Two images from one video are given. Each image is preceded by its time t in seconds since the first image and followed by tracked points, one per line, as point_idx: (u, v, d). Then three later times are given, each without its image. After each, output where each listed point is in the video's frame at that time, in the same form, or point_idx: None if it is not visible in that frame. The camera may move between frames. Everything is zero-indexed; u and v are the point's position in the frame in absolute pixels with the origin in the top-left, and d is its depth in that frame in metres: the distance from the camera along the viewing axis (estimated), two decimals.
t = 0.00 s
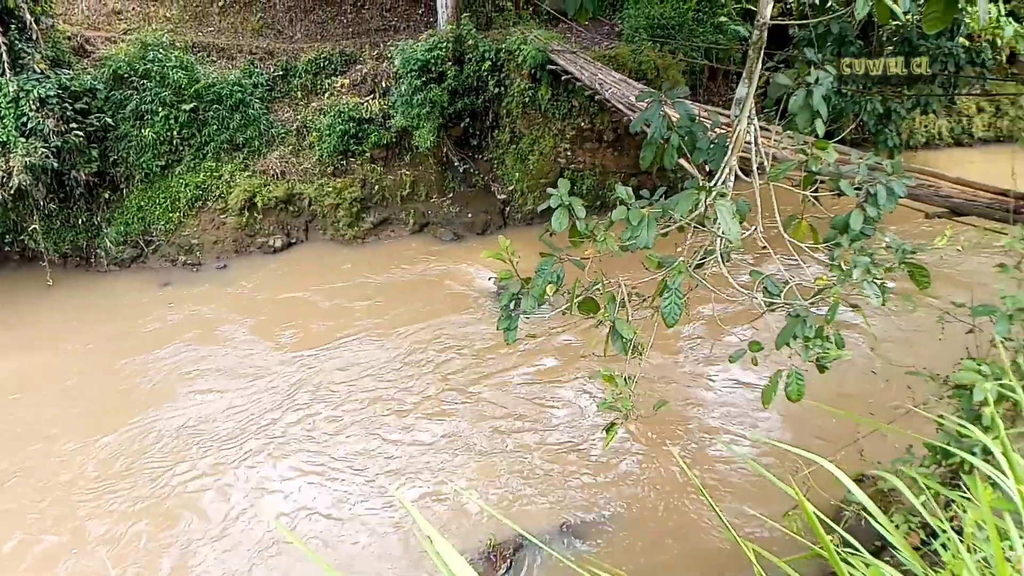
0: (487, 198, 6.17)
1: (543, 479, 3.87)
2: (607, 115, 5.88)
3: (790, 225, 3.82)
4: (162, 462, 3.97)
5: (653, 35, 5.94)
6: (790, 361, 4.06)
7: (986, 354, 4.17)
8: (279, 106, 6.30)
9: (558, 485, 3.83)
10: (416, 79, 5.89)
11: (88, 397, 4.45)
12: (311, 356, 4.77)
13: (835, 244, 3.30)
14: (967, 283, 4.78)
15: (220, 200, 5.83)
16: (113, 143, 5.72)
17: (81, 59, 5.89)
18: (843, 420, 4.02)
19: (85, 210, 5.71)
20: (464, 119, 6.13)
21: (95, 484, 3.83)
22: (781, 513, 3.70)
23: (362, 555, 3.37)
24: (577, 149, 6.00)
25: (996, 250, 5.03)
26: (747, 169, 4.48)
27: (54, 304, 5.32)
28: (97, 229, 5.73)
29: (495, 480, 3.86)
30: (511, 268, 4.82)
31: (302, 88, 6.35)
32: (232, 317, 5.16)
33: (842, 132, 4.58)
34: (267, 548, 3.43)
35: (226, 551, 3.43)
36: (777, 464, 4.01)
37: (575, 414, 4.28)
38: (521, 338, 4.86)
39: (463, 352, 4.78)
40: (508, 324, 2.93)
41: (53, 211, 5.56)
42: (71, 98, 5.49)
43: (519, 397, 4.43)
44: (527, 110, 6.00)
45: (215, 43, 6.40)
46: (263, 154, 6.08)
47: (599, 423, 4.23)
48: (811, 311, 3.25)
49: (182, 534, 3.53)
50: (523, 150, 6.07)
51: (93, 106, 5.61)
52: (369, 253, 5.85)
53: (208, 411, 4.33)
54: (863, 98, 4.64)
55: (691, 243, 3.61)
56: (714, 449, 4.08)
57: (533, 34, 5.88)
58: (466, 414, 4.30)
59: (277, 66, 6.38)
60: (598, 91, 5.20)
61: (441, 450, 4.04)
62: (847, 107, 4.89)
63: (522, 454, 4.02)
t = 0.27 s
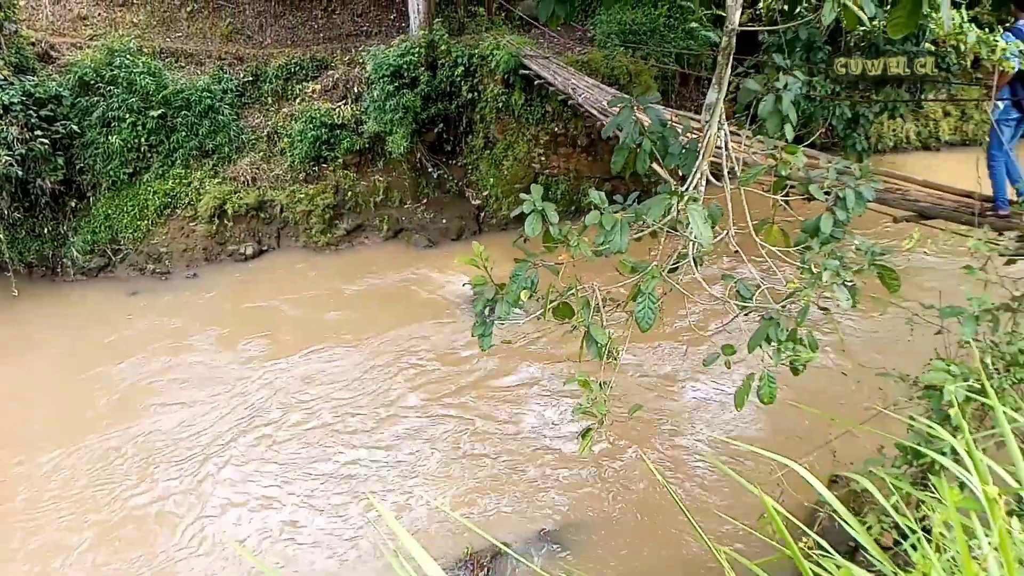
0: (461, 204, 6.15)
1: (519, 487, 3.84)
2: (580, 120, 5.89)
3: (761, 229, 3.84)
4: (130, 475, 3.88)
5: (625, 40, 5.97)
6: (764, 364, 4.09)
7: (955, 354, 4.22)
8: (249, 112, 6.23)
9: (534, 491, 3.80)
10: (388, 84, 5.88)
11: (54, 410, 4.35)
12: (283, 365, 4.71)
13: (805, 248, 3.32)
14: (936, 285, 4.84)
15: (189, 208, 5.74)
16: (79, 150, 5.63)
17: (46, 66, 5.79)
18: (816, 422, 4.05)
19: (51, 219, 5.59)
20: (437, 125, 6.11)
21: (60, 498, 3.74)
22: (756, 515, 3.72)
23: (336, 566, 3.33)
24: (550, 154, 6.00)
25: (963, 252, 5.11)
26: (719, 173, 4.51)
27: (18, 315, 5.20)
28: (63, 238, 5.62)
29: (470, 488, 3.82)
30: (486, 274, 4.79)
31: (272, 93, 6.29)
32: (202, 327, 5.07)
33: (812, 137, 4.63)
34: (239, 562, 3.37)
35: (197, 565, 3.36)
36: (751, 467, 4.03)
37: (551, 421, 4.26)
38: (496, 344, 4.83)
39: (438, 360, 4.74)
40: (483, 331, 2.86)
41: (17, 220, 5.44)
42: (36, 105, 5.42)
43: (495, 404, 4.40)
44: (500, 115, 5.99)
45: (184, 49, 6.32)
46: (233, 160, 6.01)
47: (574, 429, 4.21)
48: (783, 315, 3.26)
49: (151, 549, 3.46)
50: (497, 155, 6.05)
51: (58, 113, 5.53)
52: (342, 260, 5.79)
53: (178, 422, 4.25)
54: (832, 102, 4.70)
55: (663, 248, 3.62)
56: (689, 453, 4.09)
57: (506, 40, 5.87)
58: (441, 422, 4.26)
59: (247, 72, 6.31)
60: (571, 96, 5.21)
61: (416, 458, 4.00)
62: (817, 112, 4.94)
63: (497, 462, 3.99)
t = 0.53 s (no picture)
0: (444, 205, 6.14)
1: (502, 489, 3.83)
2: (564, 122, 5.90)
3: (743, 229, 3.85)
4: (109, 481, 3.84)
5: (608, 42, 5.99)
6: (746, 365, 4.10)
7: (934, 354, 4.26)
8: (230, 113, 6.19)
9: (518, 493, 3.80)
10: (370, 86, 5.86)
11: (31, 416, 4.29)
12: (265, 369, 4.68)
13: (787, 249, 3.34)
14: (916, 285, 4.89)
15: (170, 210, 5.70)
16: (57, 153, 5.60)
17: (24, 68, 5.73)
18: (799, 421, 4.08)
19: (30, 222, 5.59)
20: (420, 127, 6.10)
21: (37, 506, 3.68)
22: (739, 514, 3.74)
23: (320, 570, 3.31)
24: (534, 156, 6.00)
25: (942, 252, 5.16)
26: (701, 175, 4.53)
27: None
28: (42, 241, 5.59)
29: (454, 491, 3.81)
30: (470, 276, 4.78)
31: (253, 95, 6.24)
32: (183, 331, 5.03)
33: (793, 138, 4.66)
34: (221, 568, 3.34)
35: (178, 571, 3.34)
36: (734, 467, 4.05)
37: (535, 423, 4.25)
38: (480, 346, 4.83)
39: (421, 363, 4.72)
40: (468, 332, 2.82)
41: None
42: (13, 108, 5.41)
43: (478, 406, 4.39)
44: (483, 117, 5.98)
45: (164, 51, 6.28)
46: (214, 163, 5.96)
47: (559, 431, 4.21)
48: (765, 315, 3.28)
49: (131, 556, 3.42)
50: (480, 157, 6.04)
51: (36, 116, 5.51)
52: (326, 262, 5.76)
53: (159, 428, 4.21)
54: (812, 104, 4.73)
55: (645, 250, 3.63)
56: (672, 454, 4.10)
57: (489, 41, 5.87)
58: (425, 424, 4.25)
59: (228, 74, 6.27)
60: (553, 98, 5.21)
61: (400, 462, 3.98)
62: (797, 113, 4.97)
63: (482, 464, 3.98)
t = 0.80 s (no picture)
0: (432, 207, 6.13)
1: (490, 491, 3.82)
2: (551, 123, 5.90)
3: (730, 230, 3.86)
4: (94, 486, 3.81)
5: (595, 43, 6.00)
6: (733, 366, 4.12)
7: (918, 353, 4.30)
8: (216, 114, 6.16)
9: (506, 496, 3.79)
10: (357, 87, 5.84)
11: (14, 421, 4.25)
12: (251, 372, 4.65)
13: (772, 250, 3.35)
14: (900, 285, 4.92)
15: (155, 212, 5.67)
16: (41, 154, 5.56)
17: (6, 69, 5.68)
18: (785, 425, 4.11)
19: (13, 225, 5.51)
20: (408, 128, 6.10)
21: (20, 512, 3.65)
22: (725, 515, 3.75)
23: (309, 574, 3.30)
24: (522, 157, 6.00)
25: (926, 253, 5.20)
26: (687, 176, 4.55)
27: None
28: (25, 244, 5.54)
29: (442, 494, 3.80)
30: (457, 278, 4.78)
31: (239, 96, 6.21)
32: (168, 334, 4.99)
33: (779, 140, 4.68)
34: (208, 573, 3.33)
35: None
36: (721, 467, 4.07)
37: (522, 425, 4.25)
38: (468, 348, 4.82)
39: (409, 365, 4.71)
40: (456, 334, 2.76)
41: None
42: None
43: (466, 408, 4.38)
44: (471, 118, 5.98)
45: (148, 51, 6.24)
46: (200, 164, 5.93)
47: (546, 433, 4.21)
48: (751, 316, 3.29)
49: (117, 562, 3.40)
50: (467, 158, 6.04)
51: (19, 117, 5.46)
52: (313, 264, 5.74)
53: (144, 432, 4.18)
54: (798, 105, 4.75)
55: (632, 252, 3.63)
56: (659, 455, 4.10)
57: (476, 42, 5.86)
58: (412, 427, 4.23)
59: (213, 75, 6.24)
60: (541, 99, 5.21)
61: (388, 465, 3.97)
62: (783, 114, 4.99)
63: (469, 467, 3.97)
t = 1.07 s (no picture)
0: (423, 209, 6.12)
1: (481, 493, 3.82)
2: (541, 124, 5.90)
3: (719, 230, 3.86)
4: (82, 492, 3.79)
5: (584, 45, 6.01)
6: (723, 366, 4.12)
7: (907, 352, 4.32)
8: (204, 117, 6.14)
9: (497, 498, 3.79)
10: (346, 89, 5.84)
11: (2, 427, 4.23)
12: (241, 376, 4.63)
13: (761, 249, 3.35)
14: (889, 284, 4.95)
15: (144, 215, 5.65)
16: (28, 158, 5.53)
17: None
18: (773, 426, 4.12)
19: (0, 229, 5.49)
20: (398, 130, 6.10)
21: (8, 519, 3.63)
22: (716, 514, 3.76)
23: None
24: (512, 159, 6.00)
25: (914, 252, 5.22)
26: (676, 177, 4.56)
27: None
28: (13, 248, 5.51)
29: (432, 497, 3.79)
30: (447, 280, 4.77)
31: (228, 98, 6.20)
32: (157, 338, 4.97)
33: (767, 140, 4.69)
34: None
35: None
36: (711, 467, 4.07)
37: (514, 427, 4.24)
38: (459, 350, 4.81)
39: (400, 368, 4.69)
40: (446, 335, 2.71)
41: None
42: None
43: (457, 411, 4.37)
44: (461, 120, 5.97)
45: (136, 54, 6.22)
46: (189, 167, 5.92)
47: (538, 434, 4.21)
48: (741, 315, 3.29)
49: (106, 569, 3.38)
50: (458, 160, 6.04)
51: (6, 121, 5.43)
52: (303, 267, 5.72)
53: (133, 436, 4.16)
54: (787, 106, 4.77)
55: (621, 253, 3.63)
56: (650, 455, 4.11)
57: (465, 44, 5.86)
58: (403, 430, 4.22)
59: (202, 77, 6.22)
60: (530, 100, 5.21)
61: (378, 468, 3.95)
62: (772, 115, 5.01)
63: (460, 469, 3.96)
